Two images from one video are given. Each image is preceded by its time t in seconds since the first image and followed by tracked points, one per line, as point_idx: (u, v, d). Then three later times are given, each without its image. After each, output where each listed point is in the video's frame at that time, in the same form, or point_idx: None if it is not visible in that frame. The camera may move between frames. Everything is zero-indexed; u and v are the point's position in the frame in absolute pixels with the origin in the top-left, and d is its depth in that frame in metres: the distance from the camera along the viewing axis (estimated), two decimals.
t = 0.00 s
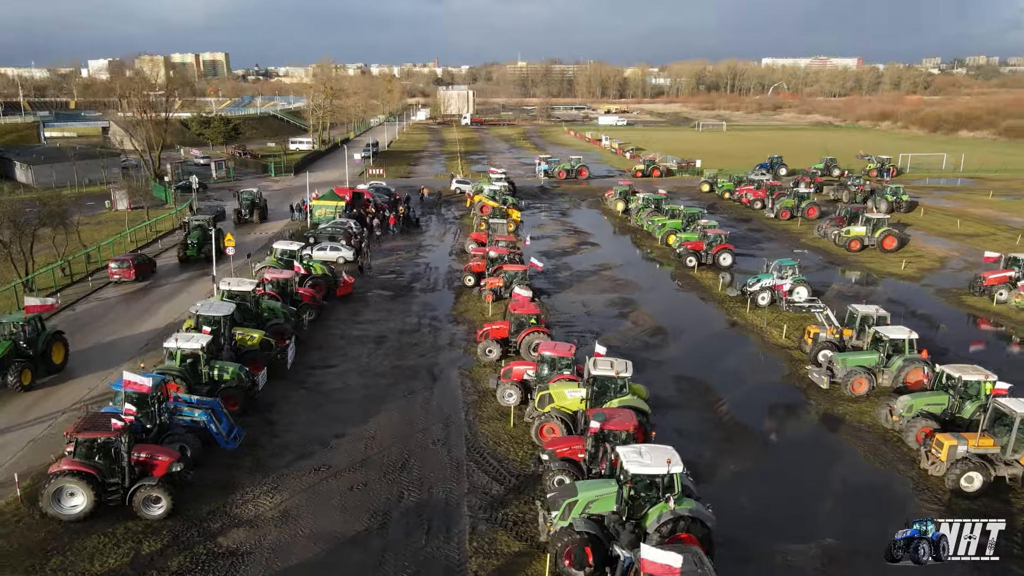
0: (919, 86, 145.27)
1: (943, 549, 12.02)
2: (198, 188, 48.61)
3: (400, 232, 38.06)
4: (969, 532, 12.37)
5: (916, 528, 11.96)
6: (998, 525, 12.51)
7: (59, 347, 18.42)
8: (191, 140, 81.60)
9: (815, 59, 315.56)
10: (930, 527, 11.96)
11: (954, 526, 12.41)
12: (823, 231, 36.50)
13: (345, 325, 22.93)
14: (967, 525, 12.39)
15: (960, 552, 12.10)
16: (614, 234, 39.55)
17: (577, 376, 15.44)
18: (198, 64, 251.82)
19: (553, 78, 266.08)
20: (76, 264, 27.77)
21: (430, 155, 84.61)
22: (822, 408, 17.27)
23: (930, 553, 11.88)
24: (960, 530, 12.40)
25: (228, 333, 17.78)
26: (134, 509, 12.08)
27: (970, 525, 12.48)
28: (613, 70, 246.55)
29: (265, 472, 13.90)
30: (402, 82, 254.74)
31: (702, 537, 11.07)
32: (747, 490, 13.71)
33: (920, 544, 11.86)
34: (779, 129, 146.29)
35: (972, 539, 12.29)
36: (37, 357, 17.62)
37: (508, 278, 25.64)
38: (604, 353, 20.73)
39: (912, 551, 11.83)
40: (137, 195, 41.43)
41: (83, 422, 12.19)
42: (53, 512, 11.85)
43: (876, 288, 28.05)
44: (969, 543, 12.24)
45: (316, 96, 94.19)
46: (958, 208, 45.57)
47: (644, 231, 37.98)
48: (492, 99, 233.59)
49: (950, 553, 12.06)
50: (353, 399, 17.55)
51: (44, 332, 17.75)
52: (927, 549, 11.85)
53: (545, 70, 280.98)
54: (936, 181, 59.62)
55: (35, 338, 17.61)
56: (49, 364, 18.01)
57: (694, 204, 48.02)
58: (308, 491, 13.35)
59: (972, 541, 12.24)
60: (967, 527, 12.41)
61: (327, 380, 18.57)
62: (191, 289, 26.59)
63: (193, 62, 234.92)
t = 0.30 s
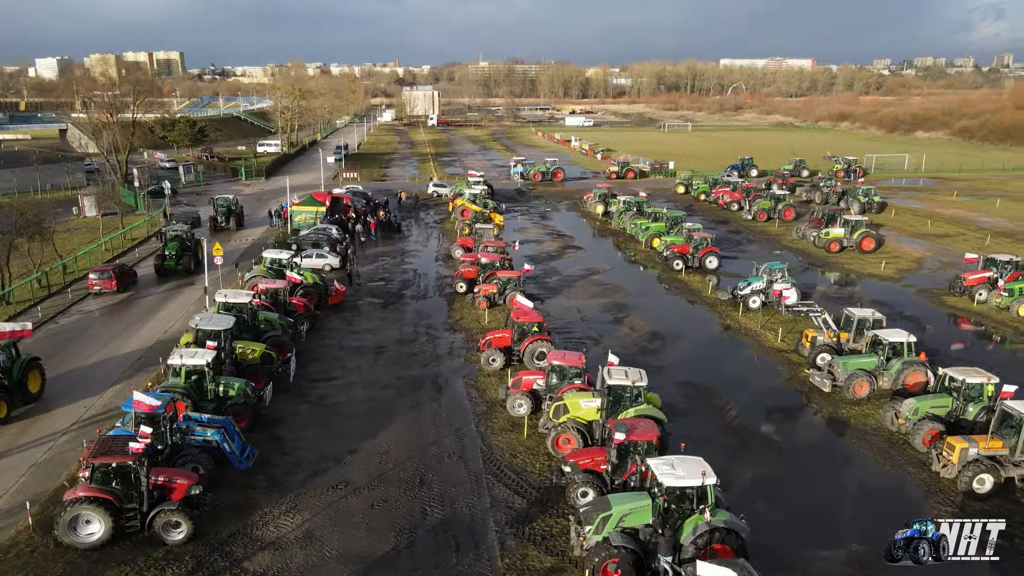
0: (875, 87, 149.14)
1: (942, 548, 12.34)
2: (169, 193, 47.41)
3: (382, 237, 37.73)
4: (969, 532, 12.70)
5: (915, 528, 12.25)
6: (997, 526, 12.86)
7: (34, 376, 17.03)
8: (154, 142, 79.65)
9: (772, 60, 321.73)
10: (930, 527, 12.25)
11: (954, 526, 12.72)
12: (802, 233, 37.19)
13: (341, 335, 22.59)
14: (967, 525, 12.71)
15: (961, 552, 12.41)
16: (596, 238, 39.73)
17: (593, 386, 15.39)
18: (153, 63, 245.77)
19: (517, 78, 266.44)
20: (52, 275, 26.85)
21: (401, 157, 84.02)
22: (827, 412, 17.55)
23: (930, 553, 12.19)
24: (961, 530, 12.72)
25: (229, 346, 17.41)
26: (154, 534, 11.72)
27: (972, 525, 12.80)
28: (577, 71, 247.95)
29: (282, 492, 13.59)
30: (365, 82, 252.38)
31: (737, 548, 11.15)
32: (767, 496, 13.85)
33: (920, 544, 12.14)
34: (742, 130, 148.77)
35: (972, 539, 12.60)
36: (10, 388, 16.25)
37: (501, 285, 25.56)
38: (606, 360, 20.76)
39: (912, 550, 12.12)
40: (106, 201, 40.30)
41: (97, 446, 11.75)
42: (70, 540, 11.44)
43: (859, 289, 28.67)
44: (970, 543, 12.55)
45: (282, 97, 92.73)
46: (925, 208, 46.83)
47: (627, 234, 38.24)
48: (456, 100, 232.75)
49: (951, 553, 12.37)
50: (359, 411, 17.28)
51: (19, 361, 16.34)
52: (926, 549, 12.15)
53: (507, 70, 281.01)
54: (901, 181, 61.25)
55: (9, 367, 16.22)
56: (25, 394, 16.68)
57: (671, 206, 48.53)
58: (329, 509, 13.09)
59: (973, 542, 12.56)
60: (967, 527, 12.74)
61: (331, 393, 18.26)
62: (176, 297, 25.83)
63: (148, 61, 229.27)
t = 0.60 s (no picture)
0: (834, 89, 152.64)
1: (942, 547, 12.87)
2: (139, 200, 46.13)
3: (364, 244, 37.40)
4: (968, 531, 13.21)
5: (916, 528, 12.71)
6: (997, 525, 13.38)
7: (16, 413, 15.48)
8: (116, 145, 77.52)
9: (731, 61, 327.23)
10: (931, 527, 12.71)
11: (955, 525, 13.22)
12: (781, 236, 37.85)
13: (338, 348, 22.28)
14: (968, 525, 13.20)
15: (960, 551, 12.92)
16: (579, 243, 39.89)
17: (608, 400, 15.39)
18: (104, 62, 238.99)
19: (480, 78, 266.02)
20: (29, 290, 25.93)
21: (371, 160, 83.22)
22: (831, 419, 17.87)
23: (929, 551, 12.69)
24: (961, 530, 13.21)
25: (231, 363, 17.05)
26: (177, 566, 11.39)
27: (972, 525, 13.30)
28: (540, 71, 248.71)
29: (302, 515, 13.34)
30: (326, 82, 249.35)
31: (771, 563, 11.24)
32: (786, 507, 14.04)
33: (920, 543, 12.62)
34: (706, 130, 151.03)
35: (972, 539, 13.11)
36: None
37: (496, 294, 25.46)
38: (608, 370, 20.84)
39: (912, 549, 12.62)
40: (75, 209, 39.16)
41: (117, 477, 11.38)
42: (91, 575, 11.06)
43: (843, 293, 29.29)
44: (970, 543, 13.06)
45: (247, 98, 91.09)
46: (895, 210, 48.10)
47: (610, 239, 38.46)
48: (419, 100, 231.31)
49: (950, 552, 12.89)
50: (369, 428, 17.06)
51: None
52: (927, 548, 12.63)
53: (470, 70, 280.38)
54: (867, 183, 62.78)
55: None
56: (3, 431, 14.97)
57: (648, 210, 48.96)
58: (353, 533, 12.90)
59: (973, 541, 13.07)
60: (968, 526, 13.24)
61: (337, 409, 18.00)
62: (163, 309, 25.13)
63: (100, 60, 223.09)
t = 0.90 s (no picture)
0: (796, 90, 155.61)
1: (945, 549, 13.45)
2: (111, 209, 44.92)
3: (348, 252, 37.00)
4: (969, 531, 13.82)
5: (916, 528, 13.35)
6: (998, 525, 14.00)
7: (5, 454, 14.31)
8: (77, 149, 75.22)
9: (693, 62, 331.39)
10: (930, 526, 13.36)
11: (956, 526, 13.83)
12: (762, 241, 38.45)
13: (337, 364, 21.97)
14: (969, 526, 13.81)
15: (960, 550, 13.54)
16: (563, 249, 39.98)
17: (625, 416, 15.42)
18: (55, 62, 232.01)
19: (443, 78, 264.87)
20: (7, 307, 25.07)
21: (342, 164, 82.26)
22: (835, 428, 18.22)
23: (930, 552, 13.31)
24: (962, 530, 13.81)
25: (238, 384, 16.74)
26: None
27: (973, 525, 13.92)
28: (504, 72, 248.69)
29: (325, 542, 13.13)
30: (288, 82, 245.84)
31: None
32: (805, 518, 14.26)
33: (920, 543, 13.28)
34: (672, 131, 152.84)
35: (973, 540, 13.71)
36: None
37: (491, 305, 25.27)
38: (612, 383, 20.91)
39: (912, 550, 13.26)
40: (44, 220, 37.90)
41: (143, 511, 11.10)
42: None
43: (829, 298, 29.88)
44: (971, 542, 13.66)
45: (213, 101, 89.23)
46: (867, 213, 49.26)
47: (595, 246, 38.62)
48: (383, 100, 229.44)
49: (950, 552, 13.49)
50: (380, 448, 16.86)
51: None
52: (927, 548, 13.28)
53: (433, 70, 279.06)
54: (836, 185, 64.16)
55: None
56: None
57: (628, 214, 49.29)
58: (381, 559, 12.74)
59: (972, 540, 13.69)
60: (968, 527, 13.86)
61: (345, 429, 17.77)
62: (152, 325, 24.51)
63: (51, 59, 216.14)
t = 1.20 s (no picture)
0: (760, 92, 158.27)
1: (944, 548, 14.10)
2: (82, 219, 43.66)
3: (333, 262, 36.54)
4: (970, 532, 14.47)
5: (916, 528, 13.97)
6: (998, 525, 14.52)
7: None
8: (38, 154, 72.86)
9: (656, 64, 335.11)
10: (930, 527, 13.99)
11: (956, 525, 14.42)
12: (745, 246, 39.01)
13: (337, 380, 21.67)
14: (969, 526, 14.43)
15: (960, 550, 14.18)
16: (549, 256, 40.06)
17: (642, 433, 15.46)
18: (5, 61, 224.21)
19: (408, 78, 263.04)
20: None
21: (314, 169, 81.20)
22: (840, 438, 18.56)
23: (929, 551, 13.96)
24: (962, 530, 14.44)
25: (246, 407, 16.39)
26: None
27: (974, 526, 14.53)
28: (470, 72, 247.98)
29: (350, 571, 12.96)
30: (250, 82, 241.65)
31: None
32: (823, 533, 14.51)
33: (919, 543, 13.92)
34: (640, 132, 154.15)
35: (973, 540, 14.36)
36: None
37: (489, 317, 25.19)
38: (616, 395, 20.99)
39: (911, 550, 13.91)
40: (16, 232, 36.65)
41: (173, 549, 10.84)
42: None
43: (815, 304, 30.45)
44: (971, 542, 14.32)
45: (178, 103, 87.27)
46: (841, 217, 50.35)
47: (581, 253, 38.74)
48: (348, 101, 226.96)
49: (950, 552, 14.14)
50: (393, 469, 16.68)
51: None
52: (926, 548, 13.92)
53: (398, 70, 277.01)
54: (808, 187, 65.46)
55: None
56: None
57: (608, 219, 49.56)
58: None
59: (972, 540, 14.32)
60: (968, 527, 14.49)
61: (355, 449, 17.53)
62: (141, 342, 23.88)
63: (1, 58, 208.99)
